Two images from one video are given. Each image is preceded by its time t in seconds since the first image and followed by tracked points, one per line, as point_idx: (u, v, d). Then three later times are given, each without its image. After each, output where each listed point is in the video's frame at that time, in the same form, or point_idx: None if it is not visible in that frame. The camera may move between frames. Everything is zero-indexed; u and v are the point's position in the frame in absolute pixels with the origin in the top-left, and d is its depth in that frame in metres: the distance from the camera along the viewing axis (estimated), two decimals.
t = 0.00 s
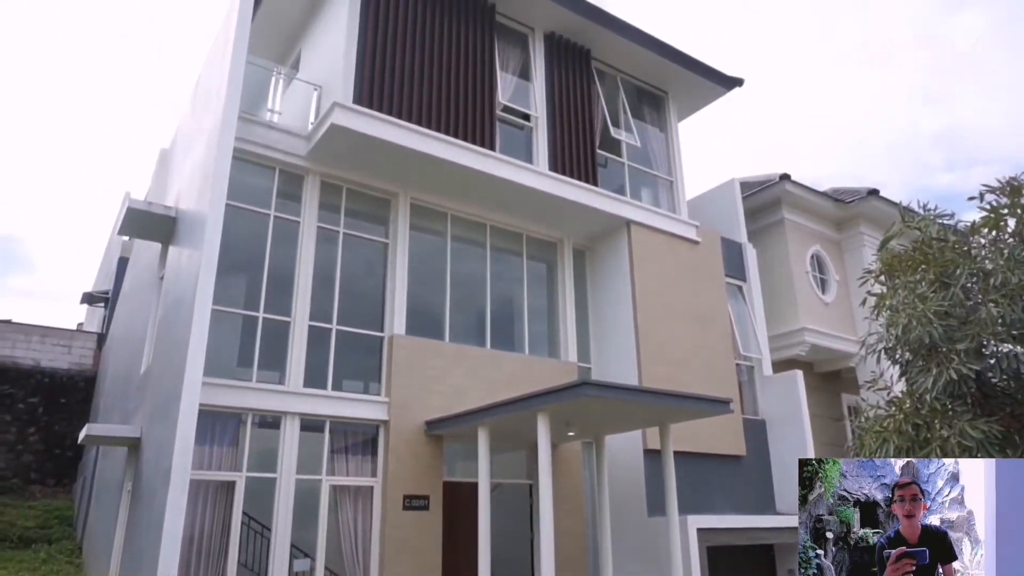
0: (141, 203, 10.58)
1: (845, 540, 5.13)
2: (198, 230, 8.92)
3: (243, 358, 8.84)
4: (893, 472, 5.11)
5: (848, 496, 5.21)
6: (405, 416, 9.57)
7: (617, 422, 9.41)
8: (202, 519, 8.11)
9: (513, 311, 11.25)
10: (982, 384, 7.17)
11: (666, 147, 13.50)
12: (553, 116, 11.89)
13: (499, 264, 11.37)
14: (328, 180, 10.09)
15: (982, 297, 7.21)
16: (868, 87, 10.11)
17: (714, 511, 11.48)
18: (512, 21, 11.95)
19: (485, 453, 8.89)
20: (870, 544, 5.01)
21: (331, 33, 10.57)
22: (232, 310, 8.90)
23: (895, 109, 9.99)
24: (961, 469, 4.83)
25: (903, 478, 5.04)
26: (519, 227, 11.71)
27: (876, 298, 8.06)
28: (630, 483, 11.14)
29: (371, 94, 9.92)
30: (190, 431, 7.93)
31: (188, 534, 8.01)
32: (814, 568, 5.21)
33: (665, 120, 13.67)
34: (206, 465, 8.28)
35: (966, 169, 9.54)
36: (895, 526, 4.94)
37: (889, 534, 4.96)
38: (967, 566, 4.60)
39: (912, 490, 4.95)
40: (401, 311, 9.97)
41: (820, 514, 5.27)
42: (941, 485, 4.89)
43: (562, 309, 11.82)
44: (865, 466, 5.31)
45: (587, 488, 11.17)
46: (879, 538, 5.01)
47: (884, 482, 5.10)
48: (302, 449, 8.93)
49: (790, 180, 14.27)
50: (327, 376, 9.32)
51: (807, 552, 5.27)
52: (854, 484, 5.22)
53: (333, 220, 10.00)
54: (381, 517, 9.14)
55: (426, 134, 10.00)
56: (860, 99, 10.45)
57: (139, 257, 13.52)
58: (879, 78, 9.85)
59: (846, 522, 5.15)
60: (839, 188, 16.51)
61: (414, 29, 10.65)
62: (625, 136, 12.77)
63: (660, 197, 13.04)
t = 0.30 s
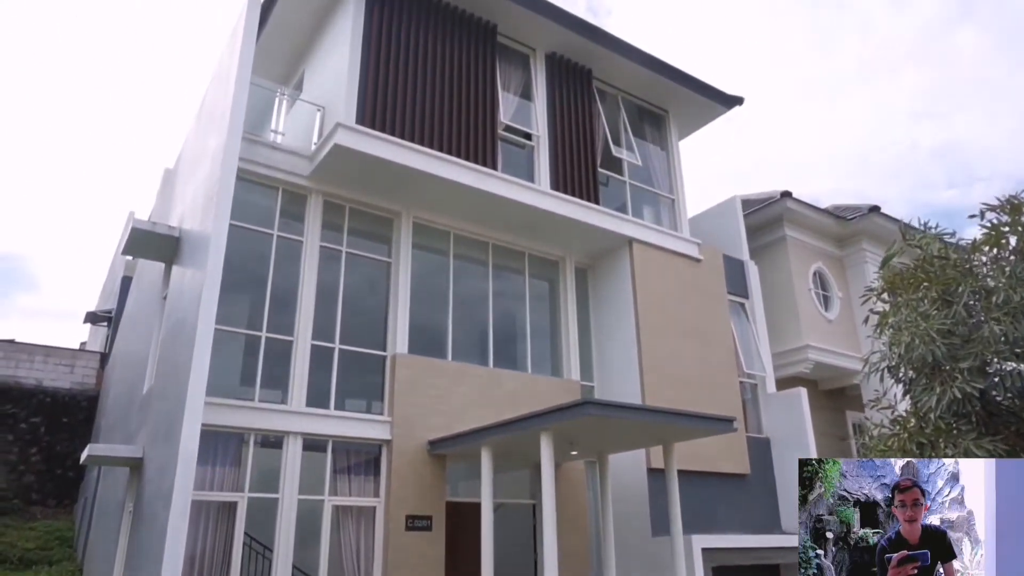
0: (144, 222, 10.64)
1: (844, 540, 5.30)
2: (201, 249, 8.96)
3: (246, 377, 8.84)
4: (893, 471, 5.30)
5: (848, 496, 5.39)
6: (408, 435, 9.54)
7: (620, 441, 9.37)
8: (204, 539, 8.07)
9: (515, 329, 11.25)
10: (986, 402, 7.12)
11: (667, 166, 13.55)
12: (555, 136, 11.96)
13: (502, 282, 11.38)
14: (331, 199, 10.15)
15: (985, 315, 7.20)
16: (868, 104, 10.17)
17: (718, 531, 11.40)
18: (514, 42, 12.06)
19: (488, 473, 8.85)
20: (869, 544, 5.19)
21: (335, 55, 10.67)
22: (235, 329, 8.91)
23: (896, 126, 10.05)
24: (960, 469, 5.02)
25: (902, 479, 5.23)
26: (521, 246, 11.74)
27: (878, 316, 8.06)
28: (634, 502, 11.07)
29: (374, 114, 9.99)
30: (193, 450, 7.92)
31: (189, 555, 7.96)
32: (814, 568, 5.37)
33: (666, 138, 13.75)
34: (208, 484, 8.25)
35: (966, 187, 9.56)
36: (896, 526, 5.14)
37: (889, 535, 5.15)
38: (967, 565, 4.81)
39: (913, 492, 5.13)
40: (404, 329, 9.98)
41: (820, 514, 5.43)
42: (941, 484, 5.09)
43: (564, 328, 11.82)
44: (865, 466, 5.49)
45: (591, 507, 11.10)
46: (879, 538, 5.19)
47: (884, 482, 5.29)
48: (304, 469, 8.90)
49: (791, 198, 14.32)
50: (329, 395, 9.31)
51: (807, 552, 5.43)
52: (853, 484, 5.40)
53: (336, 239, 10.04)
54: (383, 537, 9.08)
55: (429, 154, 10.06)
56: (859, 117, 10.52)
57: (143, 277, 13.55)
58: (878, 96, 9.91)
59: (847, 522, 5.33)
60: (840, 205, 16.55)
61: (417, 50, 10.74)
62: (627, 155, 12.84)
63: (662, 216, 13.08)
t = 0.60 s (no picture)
0: (148, 240, 10.68)
1: (844, 540, 5.46)
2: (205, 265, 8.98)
3: (247, 395, 8.83)
4: (892, 472, 5.50)
5: (848, 496, 5.55)
6: (410, 452, 9.51)
7: (624, 457, 9.34)
8: (204, 559, 8.02)
9: (517, 346, 11.24)
10: (991, 419, 7.07)
11: (668, 182, 13.60)
12: (556, 153, 12.01)
13: (504, 299, 11.39)
14: (333, 217, 10.19)
15: (987, 331, 7.18)
16: (868, 121, 10.22)
17: (723, 549, 11.31)
18: (515, 61, 12.16)
19: (490, 490, 8.81)
20: (870, 544, 5.38)
21: (337, 74, 10.76)
22: (236, 346, 8.91)
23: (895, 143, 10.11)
24: (960, 470, 5.31)
25: (901, 479, 5.44)
26: (523, 263, 11.76)
27: (879, 333, 8.06)
28: (637, 520, 11.01)
29: (376, 132, 10.05)
30: (194, 467, 7.90)
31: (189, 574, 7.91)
32: (814, 568, 5.50)
33: (666, 155, 13.80)
34: (210, 502, 8.22)
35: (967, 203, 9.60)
36: (895, 526, 5.35)
37: (889, 535, 5.35)
38: (968, 565, 5.07)
39: (911, 494, 5.35)
40: (406, 346, 9.98)
41: (820, 514, 5.56)
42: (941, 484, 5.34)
43: (566, 344, 11.81)
44: (864, 466, 5.67)
45: (594, 524, 11.05)
46: (878, 538, 5.39)
47: (884, 482, 5.48)
48: (306, 487, 8.86)
49: (792, 214, 14.35)
50: (331, 413, 9.29)
51: (807, 552, 5.55)
52: (854, 484, 5.57)
53: (338, 256, 10.07)
54: (385, 555, 9.03)
55: (431, 171, 10.10)
56: (858, 133, 10.59)
57: (145, 295, 13.57)
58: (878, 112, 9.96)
59: (847, 522, 5.49)
60: (841, 221, 16.58)
61: (419, 69, 10.81)
62: (628, 171, 12.89)
63: (664, 232, 13.11)
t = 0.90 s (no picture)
0: (151, 259, 10.73)
1: (844, 540, 5.70)
2: (207, 284, 8.99)
3: (249, 414, 8.81)
4: (892, 472, 5.77)
5: (848, 496, 5.80)
6: (412, 472, 9.47)
7: (627, 477, 9.30)
8: None
9: (519, 364, 11.21)
10: (996, 438, 7.05)
11: (670, 200, 13.63)
12: (558, 172, 12.07)
13: (506, 317, 11.39)
14: (336, 236, 10.23)
15: (990, 349, 7.17)
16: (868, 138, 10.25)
17: (727, 569, 11.21)
18: (516, 80, 12.24)
19: (493, 510, 8.75)
20: (870, 543, 5.62)
21: (341, 94, 10.85)
22: (239, 366, 8.91)
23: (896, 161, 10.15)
24: (959, 470, 5.57)
25: (900, 479, 5.70)
26: (525, 281, 11.78)
27: (882, 351, 8.05)
28: (641, 539, 10.93)
29: (379, 152, 10.11)
30: (195, 487, 7.87)
31: None
32: (814, 567, 5.73)
33: (668, 173, 13.85)
34: (210, 523, 8.17)
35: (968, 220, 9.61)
36: (894, 526, 5.58)
37: (888, 535, 5.58)
38: (969, 565, 5.29)
39: (910, 494, 5.59)
40: (408, 365, 9.97)
41: (820, 514, 5.82)
42: (941, 484, 5.60)
43: (569, 362, 11.79)
44: (864, 465, 5.94)
45: (598, 544, 10.96)
46: (878, 537, 5.63)
47: (883, 481, 5.75)
48: (307, 507, 8.82)
49: (794, 231, 14.38)
50: (333, 432, 9.26)
51: (808, 551, 5.78)
52: (853, 484, 5.82)
53: (340, 275, 10.09)
54: None
55: (432, 190, 10.14)
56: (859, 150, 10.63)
57: (149, 314, 13.61)
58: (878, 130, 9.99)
59: (847, 520, 5.73)
60: (843, 238, 16.60)
61: (422, 89, 10.90)
62: (629, 190, 12.93)
63: (665, 250, 13.12)
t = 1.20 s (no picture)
0: (155, 280, 10.77)
1: (844, 540, 6.15)
2: (211, 304, 9.01)
3: (251, 434, 8.78)
4: (893, 473, 6.20)
5: (847, 497, 6.29)
6: (414, 492, 9.42)
7: (632, 497, 9.25)
8: None
9: (522, 383, 11.19)
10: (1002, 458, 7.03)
11: (672, 219, 13.67)
12: (560, 191, 12.11)
13: (508, 336, 11.39)
14: (340, 256, 10.27)
15: (994, 369, 7.15)
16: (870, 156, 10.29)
17: None
18: (519, 101, 12.34)
19: (496, 531, 8.70)
20: (869, 543, 6.05)
21: (345, 115, 10.94)
22: (241, 386, 8.89)
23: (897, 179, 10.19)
24: (960, 470, 5.97)
25: (899, 480, 6.13)
26: (529, 300, 11.80)
27: (886, 370, 8.03)
28: (645, 561, 10.85)
29: (382, 172, 10.17)
30: (197, 507, 7.83)
31: None
32: (814, 567, 6.22)
33: (670, 193, 13.91)
34: (211, 544, 8.11)
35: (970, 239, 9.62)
36: (894, 527, 5.98)
37: (888, 535, 6.00)
38: (970, 565, 5.61)
39: (909, 496, 5.99)
40: (411, 385, 9.95)
41: (820, 515, 6.37)
42: (939, 482, 6.06)
43: (571, 381, 11.77)
44: (865, 467, 6.42)
45: (602, 565, 10.88)
46: (877, 537, 6.06)
47: (883, 482, 6.22)
48: (309, 528, 8.77)
49: (796, 249, 14.41)
50: (336, 452, 9.23)
51: (807, 552, 6.29)
52: (853, 484, 6.30)
53: (344, 295, 10.11)
54: None
55: (436, 211, 10.19)
56: (860, 167, 10.67)
57: (152, 335, 13.63)
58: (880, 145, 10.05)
59: (847, 520, 6.20)
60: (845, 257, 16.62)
61: (425, 110, 10.99)
62: (631, 209, 12.97)
63: (668, 268, 13.14)
